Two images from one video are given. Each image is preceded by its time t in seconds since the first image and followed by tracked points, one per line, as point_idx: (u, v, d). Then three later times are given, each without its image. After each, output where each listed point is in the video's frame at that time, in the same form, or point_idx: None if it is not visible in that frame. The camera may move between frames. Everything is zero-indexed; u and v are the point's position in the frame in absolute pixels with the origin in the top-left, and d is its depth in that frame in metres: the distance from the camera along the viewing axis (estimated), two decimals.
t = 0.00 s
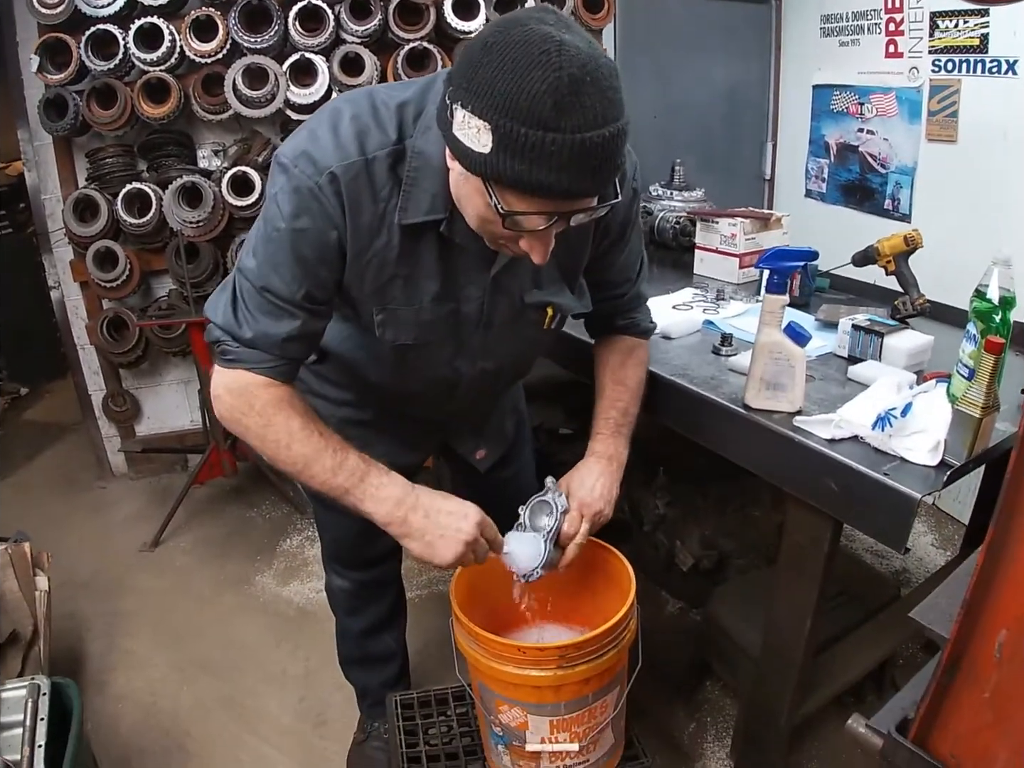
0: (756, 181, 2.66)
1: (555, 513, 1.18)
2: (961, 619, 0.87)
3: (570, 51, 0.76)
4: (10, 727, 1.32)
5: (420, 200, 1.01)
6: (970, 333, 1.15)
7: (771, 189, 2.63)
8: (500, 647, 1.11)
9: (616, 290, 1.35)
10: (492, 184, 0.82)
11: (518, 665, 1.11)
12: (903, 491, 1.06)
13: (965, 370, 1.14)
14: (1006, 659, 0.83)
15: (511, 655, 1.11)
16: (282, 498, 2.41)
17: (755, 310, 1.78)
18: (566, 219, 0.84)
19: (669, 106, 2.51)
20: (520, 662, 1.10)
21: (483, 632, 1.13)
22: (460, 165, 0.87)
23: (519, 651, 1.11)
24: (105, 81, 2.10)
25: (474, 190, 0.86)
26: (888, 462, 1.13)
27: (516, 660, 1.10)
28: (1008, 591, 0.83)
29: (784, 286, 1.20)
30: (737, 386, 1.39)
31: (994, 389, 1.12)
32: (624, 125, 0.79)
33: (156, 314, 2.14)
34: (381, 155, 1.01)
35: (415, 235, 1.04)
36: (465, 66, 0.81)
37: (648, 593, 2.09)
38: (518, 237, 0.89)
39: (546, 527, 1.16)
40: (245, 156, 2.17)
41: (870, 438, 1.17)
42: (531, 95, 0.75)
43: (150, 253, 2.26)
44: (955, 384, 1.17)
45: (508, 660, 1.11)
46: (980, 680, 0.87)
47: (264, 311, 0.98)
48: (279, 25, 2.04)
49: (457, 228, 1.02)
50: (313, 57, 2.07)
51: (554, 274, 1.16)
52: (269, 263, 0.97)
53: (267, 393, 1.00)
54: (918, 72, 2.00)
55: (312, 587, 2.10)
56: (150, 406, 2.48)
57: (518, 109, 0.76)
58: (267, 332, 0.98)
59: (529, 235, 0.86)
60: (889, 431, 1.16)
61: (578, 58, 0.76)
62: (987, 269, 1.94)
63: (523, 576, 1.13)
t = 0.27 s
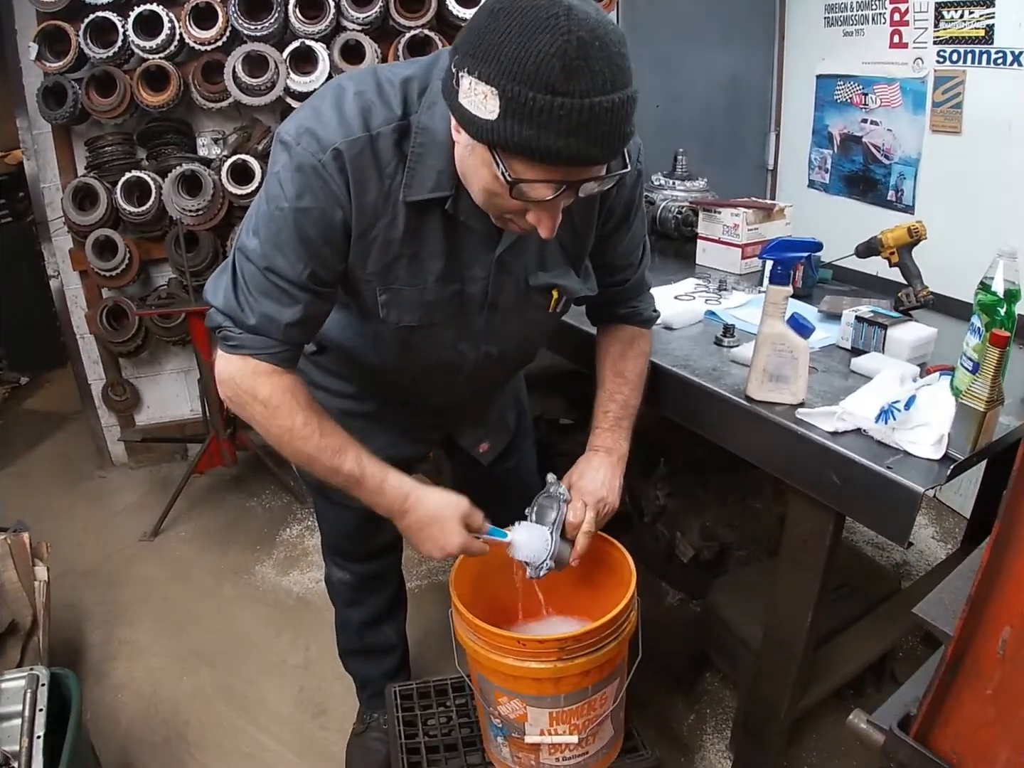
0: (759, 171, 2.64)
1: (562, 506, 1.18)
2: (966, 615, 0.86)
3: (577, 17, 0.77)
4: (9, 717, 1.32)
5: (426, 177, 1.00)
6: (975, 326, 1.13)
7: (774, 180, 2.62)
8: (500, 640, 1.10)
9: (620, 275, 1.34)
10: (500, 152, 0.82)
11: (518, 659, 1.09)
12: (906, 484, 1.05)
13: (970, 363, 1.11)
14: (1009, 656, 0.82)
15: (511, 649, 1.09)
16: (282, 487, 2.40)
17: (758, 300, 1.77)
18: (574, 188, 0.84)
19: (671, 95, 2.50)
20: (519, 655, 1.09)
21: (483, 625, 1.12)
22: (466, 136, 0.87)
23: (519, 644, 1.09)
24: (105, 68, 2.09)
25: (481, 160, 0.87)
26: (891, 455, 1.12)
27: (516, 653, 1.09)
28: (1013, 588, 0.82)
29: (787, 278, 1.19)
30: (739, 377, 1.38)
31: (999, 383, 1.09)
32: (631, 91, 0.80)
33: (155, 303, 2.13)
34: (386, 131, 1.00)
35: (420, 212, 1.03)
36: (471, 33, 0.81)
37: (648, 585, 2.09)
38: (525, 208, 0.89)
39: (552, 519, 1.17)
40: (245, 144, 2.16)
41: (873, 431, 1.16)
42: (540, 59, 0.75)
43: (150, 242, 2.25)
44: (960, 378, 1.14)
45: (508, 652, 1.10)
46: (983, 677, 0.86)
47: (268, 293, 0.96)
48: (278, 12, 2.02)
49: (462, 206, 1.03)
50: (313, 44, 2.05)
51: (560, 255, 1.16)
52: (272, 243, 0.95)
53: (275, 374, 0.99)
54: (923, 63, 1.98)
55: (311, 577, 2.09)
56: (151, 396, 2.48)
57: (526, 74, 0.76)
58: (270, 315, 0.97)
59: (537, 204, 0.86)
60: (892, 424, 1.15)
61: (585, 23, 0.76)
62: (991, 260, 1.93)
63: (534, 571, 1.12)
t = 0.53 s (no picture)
0: (762, 164, 2.63)
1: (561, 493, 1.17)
2: (969, 616, 0.84)
3: None
4: (7, 711, 1.31)
5: (430, 157, 0.99)
6: (979, 322, 1.12)
7: (776, 173, 2.61)
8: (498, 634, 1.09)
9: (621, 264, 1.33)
10: (508, 127, 0.82)
11: (516, 653, 1.09)
12: (909, 480, 1.04)
13: (973, 359, 1.10)
14: (1013, 656, 0.81)
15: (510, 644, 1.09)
16: (282, 480, 2.40)
17: (760, 294, 1.76)
18: (582, 165, 0.84)
19: (673, 88, 2.49)
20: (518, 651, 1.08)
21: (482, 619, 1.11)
22: (474, 112, 0.87)
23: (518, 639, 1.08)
24: (104, 61, 2.07)
25: (488, 135, 0.86)
26: (894, 451, 1.11)
27: (514, 648, 1.08)
28: (1017, 587, 0.80)
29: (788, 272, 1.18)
30: (740, 372, 1.37)
31: (1004, 378, 1.08)
32: (641, 67, 0.80)
33: (155, 296, 2.13)
34: (389, 111, 0.99)
35: (424, 194, 1.02)
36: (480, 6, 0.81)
37: (649, 579, 2.08)
38: (532, 186, 0.89)
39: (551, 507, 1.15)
40: (244, 136, 2.15)
41: (875, 426, 1.14)
42: (550, 32, 0.75)
43: (150, 235, 2.24)
44: (964, 373, 1.13)
45: (507, 648, 1.09)
46: (986, 677, 0.85)
47: (268, 274, 0.95)
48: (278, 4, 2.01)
49: (466, 188, 1.02)
50: (314, 36, 2.04)
51: (563, 241, 1.15)
52: (274, 224, 0.94)
53: (275, 360, 0.98)
54: (926, 56, 1.97)
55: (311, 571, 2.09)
56: (150, 389, 2.48)
57: (536, 46, 0.76)
58: (271, 297, 0.95)
59: (544, 182, 0.86)
60: (895, 419, 1.13)
61: None
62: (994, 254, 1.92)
63: (531, 561, 1.11)
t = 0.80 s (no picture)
0: (762, 158, 2.62)
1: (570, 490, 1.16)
2: (971, 614, 0.84)
3: None
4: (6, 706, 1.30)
5: (434, 135, 0.99)
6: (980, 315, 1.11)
7: (777, 167, 2.60)
8: (498, 629, 1.09)
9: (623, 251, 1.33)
10: (517, 94, 0.82)
11: (516, 649, 1.08)
12: (910, 474, 1.04)
13: (975, 353, 1.09)
14: (1015, 652, 0.81)
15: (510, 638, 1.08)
16: (281, 474, 2.40)
17: (761, 288, 1.75)
18: (590, 133, 0.85)
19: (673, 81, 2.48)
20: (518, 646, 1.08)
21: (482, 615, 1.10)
22: (479, 82, 0.86)
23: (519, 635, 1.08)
24: (102, 54, 2.07)
25: (493, 105, 0.86)
26: (895, 446, 1.10)
27: (515, 644, 1.08)
28: (1020, 584, 0.80)
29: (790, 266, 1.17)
30: (742, 366, 1.37)
31: (1006, 373, 1.07)
32: (647, 35, 0.81)
33: (154, 291, 2.12)
34: (393, 88, 0.99)
35: (427, 173, 1.01)
36: None
37: (648, 573, 2.08)
38: (537, 158, 0.89)
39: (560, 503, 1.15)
40: (243, 130, 2.15)
41: (876, 421, 1.14)
42: None
43: (149, 229, 2.24)
44: (966, 368, 1.12)
45: (507, 642, 1.08)
46: (988, 673, 0.84)
47: (273, 256, 0.95)
48: None
49: (470, 168, 1.01)
50: (313, 29, 2.04)
51: (566, 225, 1.15)
52: (279, 204, 0.94)
53: (274, 350, 0.97)
54: (928, 50, 1.96)
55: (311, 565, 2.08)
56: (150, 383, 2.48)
57: (546, 12, 0.76)
58: (277, 279, 0.95)
59: (552, 151, 0.86)
60: (897, 414, 1.13)
61: None
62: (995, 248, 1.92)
63: (541, 559, 1.12)
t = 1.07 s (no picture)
0: (764, 155, 2.62)
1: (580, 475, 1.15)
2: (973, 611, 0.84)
3: None
4: (8, 703, 1.30)
5: (444, 107, 0.99)
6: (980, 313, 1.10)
7: (779, 164, 2.60)
8: (499, 626, 1.09)
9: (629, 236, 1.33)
10: (533, 47, 0.82)
11: (517, 646, 1.08)
12: (912, 471, 1.04)
13: (976, 352, 1.09)
14: (1017, 649, 0.80)
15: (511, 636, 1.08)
16: (282, 470, 2.40)
17: (763, 285, 1.75)
18: (605, 88, 0.85)
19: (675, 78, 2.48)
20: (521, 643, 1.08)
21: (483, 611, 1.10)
22: (494, 41, 0.87)
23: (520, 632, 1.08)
24: (103, 50, 2.06)
25: (508, 63, 0.86)
26: (897, 443, 1.10)
27: (517, 641, 1.08)
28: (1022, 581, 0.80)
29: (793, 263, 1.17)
30: (744, 362, 1.36)
31: (1008, 371, 1.07)
32: None
33: (155, 288, 2.12)
34: (403, 61, 0.99)
35: (436, 143, 1.02)
36: None
37: (649, 569, 2.08)
38: (551, 116, 0.88)
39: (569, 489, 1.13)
40: (245, 126, 2.15)
41: (878, 418, 1.14)
42: None
43: (150, 226, 2.23)
44: (967, 366, 1.12)
45: (509, 639, 1.09)
46: (989, 671, 0.84)
47: (284, 229, 0.95)
48: None
49: (479, 139, 1.02)
50: (314, 25, 2.03)
51: (572, 206, 1.15)
52: (288, 176, 0.94)
53: (278, 341, 0.97)
54: (930, 47, 1.95)
55: (313, 561, 2.09)
56: (151, 380, 2.48)
57: None
58: (287, 251, 0.95)
59: (566, 107, 0.86)
60: (899, 411, 1.13)
61: None
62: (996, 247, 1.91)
63: (550, 544, 1.08)
